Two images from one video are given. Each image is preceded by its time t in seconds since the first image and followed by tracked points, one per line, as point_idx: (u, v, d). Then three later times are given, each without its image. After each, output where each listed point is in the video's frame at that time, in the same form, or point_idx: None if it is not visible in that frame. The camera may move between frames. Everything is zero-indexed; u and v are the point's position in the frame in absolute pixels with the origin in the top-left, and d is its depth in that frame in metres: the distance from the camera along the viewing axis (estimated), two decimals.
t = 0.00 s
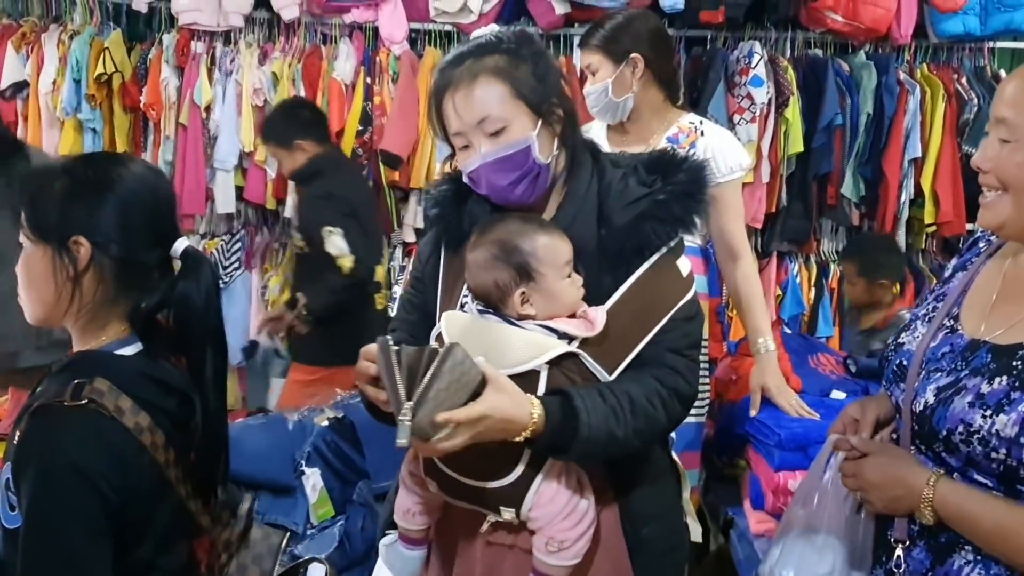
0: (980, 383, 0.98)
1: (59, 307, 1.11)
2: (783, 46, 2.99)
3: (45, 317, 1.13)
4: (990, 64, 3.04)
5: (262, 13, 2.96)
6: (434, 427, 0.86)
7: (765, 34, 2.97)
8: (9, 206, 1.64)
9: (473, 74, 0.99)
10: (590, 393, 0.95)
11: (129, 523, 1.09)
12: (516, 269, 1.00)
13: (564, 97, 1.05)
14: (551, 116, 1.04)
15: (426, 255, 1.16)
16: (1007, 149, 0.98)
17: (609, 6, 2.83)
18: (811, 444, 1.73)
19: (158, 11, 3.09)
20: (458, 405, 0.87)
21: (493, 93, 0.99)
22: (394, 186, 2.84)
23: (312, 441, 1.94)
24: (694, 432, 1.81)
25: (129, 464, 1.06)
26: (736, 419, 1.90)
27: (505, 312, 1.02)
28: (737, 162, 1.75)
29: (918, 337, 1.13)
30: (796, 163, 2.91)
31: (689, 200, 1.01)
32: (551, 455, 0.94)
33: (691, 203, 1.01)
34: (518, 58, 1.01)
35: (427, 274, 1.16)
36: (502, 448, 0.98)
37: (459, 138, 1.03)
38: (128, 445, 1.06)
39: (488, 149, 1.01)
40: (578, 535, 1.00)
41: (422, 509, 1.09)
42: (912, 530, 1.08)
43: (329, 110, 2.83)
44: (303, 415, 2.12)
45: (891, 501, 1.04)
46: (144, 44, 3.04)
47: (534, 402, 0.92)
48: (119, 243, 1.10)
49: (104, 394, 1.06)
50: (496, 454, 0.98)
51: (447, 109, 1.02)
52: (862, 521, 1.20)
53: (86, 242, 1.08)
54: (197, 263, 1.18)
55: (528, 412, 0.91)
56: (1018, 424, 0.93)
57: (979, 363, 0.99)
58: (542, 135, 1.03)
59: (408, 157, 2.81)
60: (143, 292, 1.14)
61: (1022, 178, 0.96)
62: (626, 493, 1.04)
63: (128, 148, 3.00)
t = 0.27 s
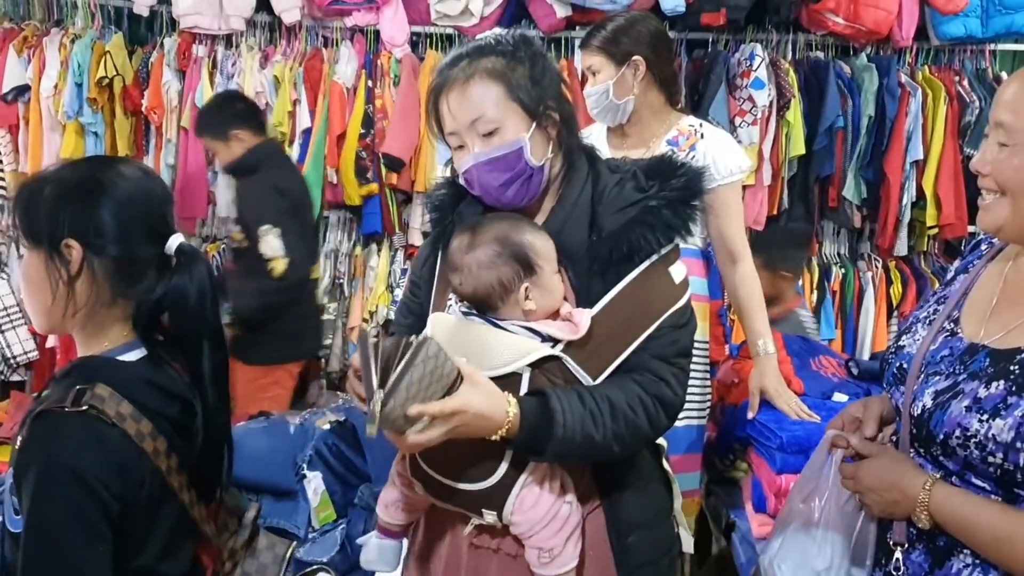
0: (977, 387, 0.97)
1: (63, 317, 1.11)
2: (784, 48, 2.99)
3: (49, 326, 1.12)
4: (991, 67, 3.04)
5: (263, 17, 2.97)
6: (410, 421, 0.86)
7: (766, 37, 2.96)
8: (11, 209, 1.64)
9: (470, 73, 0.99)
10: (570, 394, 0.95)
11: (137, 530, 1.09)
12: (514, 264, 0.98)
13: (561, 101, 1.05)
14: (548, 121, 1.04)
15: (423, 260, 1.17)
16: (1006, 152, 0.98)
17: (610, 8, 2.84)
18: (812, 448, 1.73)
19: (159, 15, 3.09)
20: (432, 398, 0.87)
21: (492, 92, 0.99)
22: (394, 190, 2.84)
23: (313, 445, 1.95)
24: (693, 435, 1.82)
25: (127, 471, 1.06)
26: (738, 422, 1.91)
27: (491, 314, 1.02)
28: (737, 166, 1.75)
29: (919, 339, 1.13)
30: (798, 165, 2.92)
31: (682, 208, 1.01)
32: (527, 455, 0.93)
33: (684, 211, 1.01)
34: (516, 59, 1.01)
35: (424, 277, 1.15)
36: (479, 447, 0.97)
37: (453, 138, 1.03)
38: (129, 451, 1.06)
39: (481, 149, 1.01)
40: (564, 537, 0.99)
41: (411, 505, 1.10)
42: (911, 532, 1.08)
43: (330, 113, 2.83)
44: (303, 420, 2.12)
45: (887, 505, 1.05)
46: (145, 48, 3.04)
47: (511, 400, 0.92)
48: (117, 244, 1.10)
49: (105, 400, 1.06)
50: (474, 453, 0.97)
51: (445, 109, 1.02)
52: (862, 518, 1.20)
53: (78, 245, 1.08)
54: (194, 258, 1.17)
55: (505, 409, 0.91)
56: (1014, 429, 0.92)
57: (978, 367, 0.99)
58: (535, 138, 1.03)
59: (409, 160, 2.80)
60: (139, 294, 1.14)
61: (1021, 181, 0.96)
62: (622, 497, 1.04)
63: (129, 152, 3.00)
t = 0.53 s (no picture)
0: (971, 389, 0.97)
1: (62, 325, 1.12)
2: (784, 51, 2.99)
3: (49, 335, 1.14)
4: (992, 69, 3.04)
5: (263, 21, 2.97)
6: (415, 404, 0.86)
7: (765, 40, 2.97)
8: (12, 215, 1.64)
9: (464, 75, 1.00)
10: (568, 392, 0.95)
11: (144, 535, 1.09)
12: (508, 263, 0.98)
13: (553, 103, 1.05)
14: (541, 126, 1.04)
15: (415, 262, 1.17)
16: (999, 154, 0.97)
17: (610, 12, 2.84)
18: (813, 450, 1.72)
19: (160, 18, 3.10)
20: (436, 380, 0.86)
21: (486, 94, 0.99)
22: (395, 193, 2.85)
23: (315, 448, 1.96)
24: (693, 438, 1.80)
25: (126, 475, 1.06)
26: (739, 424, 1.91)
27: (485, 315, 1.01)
28: (736, 169, 1.74)
29: (912, 341, 1.13)
30: (798, 168, 2.90)
31: (676, 212, 1.01)
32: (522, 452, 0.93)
33: (678, 215, 1.01)
34: (510, 61, 1.01)
35: (416, 281, 1.15)
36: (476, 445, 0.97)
37: (446, 140, 1.03)
38: (130, 455, 1.06)
39: (473, 153, 1.02)
40: (558, 539, 0.99)
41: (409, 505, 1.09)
42: (907, 534, 1.07)
43: (330, 117, 2.84)
44: (303, 424, 2.12)
45: (884, 508, 1.05)
46: (146, 52, 3.05)
47: (509, 396, 0.91)
48: (109, 246, 1.10)
49: (103, 403, 1.06)
50: (471, 450, 0.97)
51: (440, 114, 1.02)
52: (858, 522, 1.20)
53: (68, 254, 1.08)
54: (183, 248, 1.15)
55: (504, 404, 0.90)
56: (1008, 431, 0.92)
57: (971, 368, 0.99)
58: (528, 142, 1.03)
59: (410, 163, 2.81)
60: (136, 295, 1.14)
61: (1015, 182, 0.96)
62: (622, 500, 1.03)
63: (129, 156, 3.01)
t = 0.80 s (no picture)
0: (966, 387, 0.97)
1: (66, 328, 1.12)
2: (786, 51, 2.99)
3: (55, 337, 1.14)
4: (993, 69, 3.03)
5: (265, 21, 2.97)
6: (424, 412, 0.85)
7: (767, 40, 2.97)
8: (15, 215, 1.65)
9: (458, 77, 1.00)
10: (570, 394, 0.95)
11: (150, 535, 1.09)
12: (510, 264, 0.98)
13: (548, 104, 1.05)
14: (536, 127, 1.04)
15: (411, 264, 1.17)
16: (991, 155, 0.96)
17: (611, 12, 2.83)
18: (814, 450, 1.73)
19: (161, 19, 3.10)
20: (446, 387, 0.85)
21: (480, 96, 1.00)
22: (396, 193, 2.85)
23: (316, 448, 1.95)
24: (694, 439, 1.80)
25: (134, 475, 1.06)
26: (740, 424, 1.90)
27: (492, 314, 1.01)
28: (739, 169, 1.75)
29: (905, 340, 1.13)
30: (800, 167, 2.91)
31: (673, 209, 1.03)
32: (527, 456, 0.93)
33: (675, 213, 1.02)
34: (503, 63, 1.02)
35: (413, 282, 1.15)
36: (478, 446, 0.97)
37: (442, 143, 1.04)
38: (138, 456, 1.06)
39: (470, 155, 1.02)
40: (556, 536, 0.99)
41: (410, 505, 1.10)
42: (903, 533, 1.07)
43: (332, 117, 2.85)
44: (306, 424, 2.12)
45: (880, 508, 1.05)
46: (147, 52, 3.04)
47: (513, 400, 0.91)
48: (107, 246, 1.10)
49: (111, 404, 1.05)
50: (475, 451, 0.97)
51: (434, 117, 1.02)
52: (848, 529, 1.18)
53: (69, 255, 1.08)
54: (183, 244, 1.15)
55: (508, 409, 0.90)
56: (1004, 428, 0.92)
57: (965, 367, 0.98)
58: (524, 142, 1.03)
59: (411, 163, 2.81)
60: (139, 292, 1.14)
61: (1002, 182, 0.95)
62: (623, 498, 1.03)
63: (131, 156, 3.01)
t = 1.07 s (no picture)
0: (967, 384, 0.97)
1: (79, 327, 1.13)
2: (789, 49, 2.98)
3: (66, 336, 1.14)
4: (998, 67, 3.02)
5: (268, 22, 2.97)
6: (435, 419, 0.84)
7: (770, 38, 2.96)
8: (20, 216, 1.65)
9: (458, 80, 1.00)
10: (572, 395, 0.96)
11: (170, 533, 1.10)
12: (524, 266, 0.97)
13: (546, 103, 1.05)
14: (535, 127, 1.05)
15: (410, 264, 1.17)
16: (991, 156, 0.95)
17: (614, 11, 2.82)
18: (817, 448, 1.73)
19: (165, 20, 3.11)
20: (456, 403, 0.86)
21: (479, 98, 1.00)
22: (399, 193, 2.84)
23: (320, 447, 1.96)
24: (698, 439, 1.80)
25: (146, 475, 1.05)
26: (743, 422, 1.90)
27: (496, 314, 1.01)
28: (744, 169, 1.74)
29: (906, 337, 1.13)
30: (803, 166, 2.89)
31: (673, 207, 1.03)
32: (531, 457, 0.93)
33: (674, 211, 1.03)
34: (502, 64, 1.02)
35: (414, 282, 1.15)
36: (481, 447, 0.97)
37: (443, 145, 1.04)
38: (152, 455, 1.07)
39: (470, 158, 1.03)
40: (565, 521, 0.99)
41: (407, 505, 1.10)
42: (905, 530, 1.07)
43: (334, 117, 2.85)
44: (310, 424, 2.13)
45: (882, 506, 1.04)
46: (151, 53, 3.05)
47: (515, 403, 0.92)
48: (123, 246, 1.10)
49: (125, 404, 1.06)
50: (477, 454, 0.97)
51: (433, 120, 1.02)
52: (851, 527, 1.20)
53: (84, 255, 1.09)
54: (198, 248, 1.18)
55: (511, 411, 0.91)
56: (1005, 425, 0.92)
57: (967, 364, 0.98)
58: (525, 143, 1.04)
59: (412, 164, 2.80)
60: (150, 291, 1.15)
61: (1005, 184, 0.94)
62: (626, 494, 1.04)
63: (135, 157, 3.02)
